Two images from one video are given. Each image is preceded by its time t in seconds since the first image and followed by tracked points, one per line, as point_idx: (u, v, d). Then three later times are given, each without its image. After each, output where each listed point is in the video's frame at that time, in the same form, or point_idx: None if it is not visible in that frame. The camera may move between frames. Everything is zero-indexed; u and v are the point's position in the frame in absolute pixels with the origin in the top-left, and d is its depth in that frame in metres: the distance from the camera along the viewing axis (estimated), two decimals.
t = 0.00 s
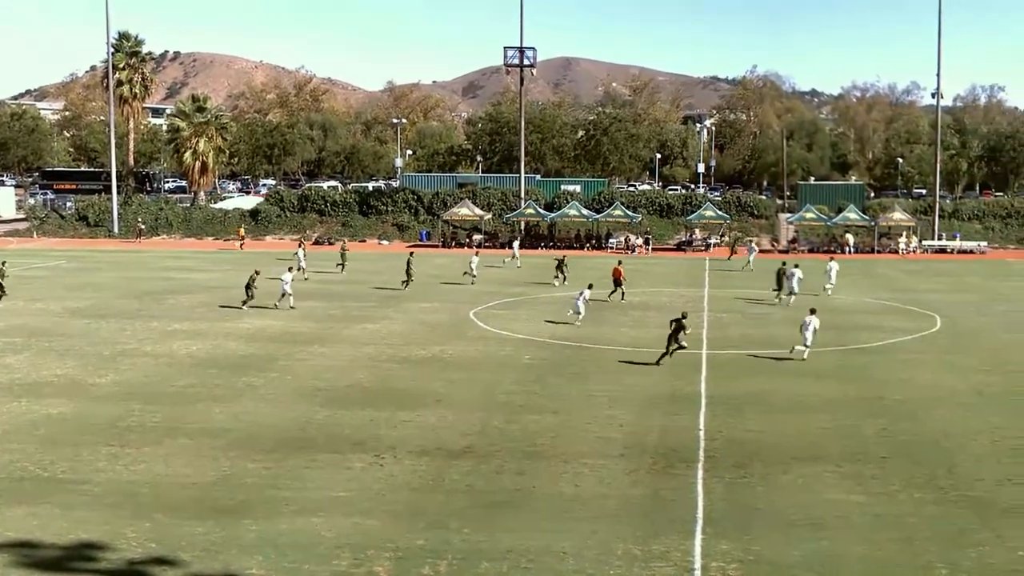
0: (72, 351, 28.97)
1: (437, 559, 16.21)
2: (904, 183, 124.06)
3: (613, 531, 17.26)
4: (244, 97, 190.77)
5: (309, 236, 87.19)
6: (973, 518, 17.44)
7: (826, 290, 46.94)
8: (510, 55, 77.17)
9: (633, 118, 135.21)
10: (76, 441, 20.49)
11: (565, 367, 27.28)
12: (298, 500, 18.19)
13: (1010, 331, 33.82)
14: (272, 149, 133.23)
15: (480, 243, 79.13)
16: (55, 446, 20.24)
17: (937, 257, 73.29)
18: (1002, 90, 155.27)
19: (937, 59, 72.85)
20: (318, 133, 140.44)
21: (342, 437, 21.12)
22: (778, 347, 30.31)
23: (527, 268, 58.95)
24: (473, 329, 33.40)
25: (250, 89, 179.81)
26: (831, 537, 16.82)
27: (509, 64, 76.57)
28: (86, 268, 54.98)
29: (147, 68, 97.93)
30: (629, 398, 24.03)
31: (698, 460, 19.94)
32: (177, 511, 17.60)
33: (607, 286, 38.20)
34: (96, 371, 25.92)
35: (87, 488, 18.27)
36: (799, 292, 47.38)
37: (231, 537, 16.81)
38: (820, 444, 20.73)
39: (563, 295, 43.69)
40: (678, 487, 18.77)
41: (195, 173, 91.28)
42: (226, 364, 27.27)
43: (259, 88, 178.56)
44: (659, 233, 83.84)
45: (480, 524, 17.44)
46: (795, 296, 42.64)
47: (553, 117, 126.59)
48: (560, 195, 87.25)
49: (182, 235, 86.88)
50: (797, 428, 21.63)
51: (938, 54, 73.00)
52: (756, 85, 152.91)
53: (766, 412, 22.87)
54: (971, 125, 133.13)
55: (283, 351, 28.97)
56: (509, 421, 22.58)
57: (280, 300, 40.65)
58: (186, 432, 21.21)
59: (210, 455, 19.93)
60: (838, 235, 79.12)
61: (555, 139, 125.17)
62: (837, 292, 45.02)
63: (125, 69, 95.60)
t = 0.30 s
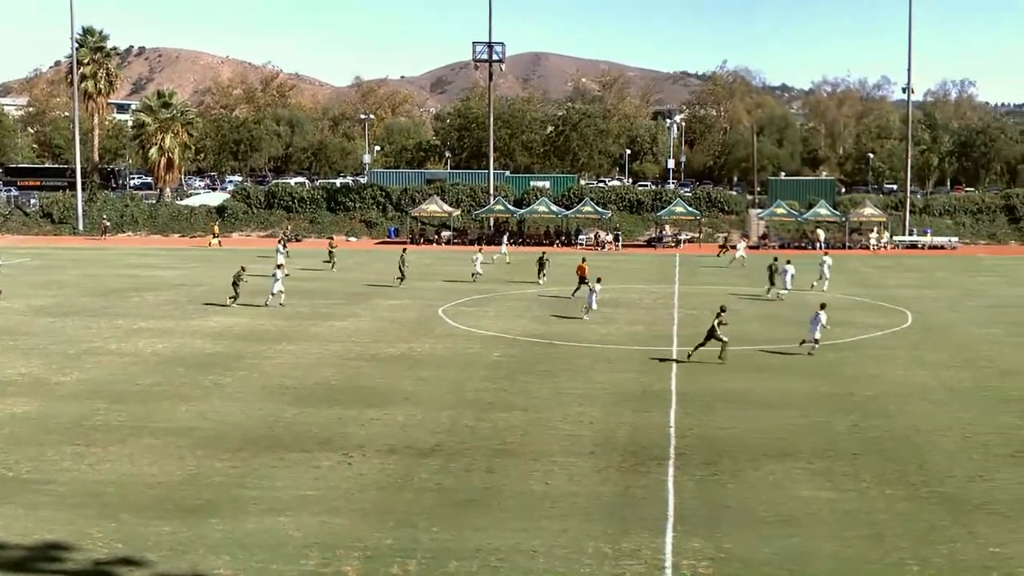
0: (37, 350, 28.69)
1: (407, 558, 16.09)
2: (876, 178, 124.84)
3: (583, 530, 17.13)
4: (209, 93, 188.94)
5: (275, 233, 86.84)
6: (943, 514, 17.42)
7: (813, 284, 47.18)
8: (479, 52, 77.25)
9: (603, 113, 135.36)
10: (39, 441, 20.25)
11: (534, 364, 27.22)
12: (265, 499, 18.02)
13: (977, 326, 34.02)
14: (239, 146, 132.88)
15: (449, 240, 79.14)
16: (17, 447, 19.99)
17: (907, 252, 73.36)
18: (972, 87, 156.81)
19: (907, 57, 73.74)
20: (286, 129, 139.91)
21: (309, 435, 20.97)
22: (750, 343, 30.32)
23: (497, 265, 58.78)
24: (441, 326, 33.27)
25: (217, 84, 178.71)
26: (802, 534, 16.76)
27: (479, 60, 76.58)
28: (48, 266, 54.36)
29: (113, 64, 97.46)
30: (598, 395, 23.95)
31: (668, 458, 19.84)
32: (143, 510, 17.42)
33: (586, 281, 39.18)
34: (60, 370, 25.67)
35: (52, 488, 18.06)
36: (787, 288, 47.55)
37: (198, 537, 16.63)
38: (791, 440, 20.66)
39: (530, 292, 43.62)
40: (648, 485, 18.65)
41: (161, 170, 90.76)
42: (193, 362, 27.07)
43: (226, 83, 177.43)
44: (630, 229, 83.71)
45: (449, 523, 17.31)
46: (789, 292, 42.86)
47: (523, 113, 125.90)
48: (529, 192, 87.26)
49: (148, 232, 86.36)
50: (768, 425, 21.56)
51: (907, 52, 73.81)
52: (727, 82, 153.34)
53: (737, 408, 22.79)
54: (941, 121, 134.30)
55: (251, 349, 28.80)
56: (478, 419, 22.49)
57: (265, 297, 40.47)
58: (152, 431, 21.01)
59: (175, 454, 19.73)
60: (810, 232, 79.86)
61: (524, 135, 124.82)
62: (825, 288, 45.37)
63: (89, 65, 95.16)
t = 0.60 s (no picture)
0: (10, 348, 28.50)
1: (383, 557, 16.02)
2: (853, 174, 124.73)
3: (561, 528, 17.06)
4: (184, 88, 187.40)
5: (250, 230, 86.72)
6: (921, 511, 17.40)
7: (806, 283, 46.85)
8: (455, 47, 77.00)
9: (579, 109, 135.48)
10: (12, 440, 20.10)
11: (511, 362, 27.12)
12: (240, 498, 17.92)
13: (954, 322, 34.08)
14: (213, 142, 133.29)
15: (425, 237, 79.16)
16: None
17: (884, 248, 73.51)
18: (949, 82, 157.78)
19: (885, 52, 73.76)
20: (260, 126, 139.40)
21: (285, 433, 20.86)
22: (731, 340, 30.22)
23: (476, 262, 58.54)
24: (418, 324, 33.11)
25: (190, 80, 178.11)
26: (780, 532, 16.76)
27: (454, 55, 76.36)
28: (20, 265, 53.92)
29: (86, 59, 97.09)
30: (575, 392, 23.87)
31: (645, 455, 19.78)
32: (118, 509, 17.33)
33: (560, 279, 39.86)
34: (33, 368, 25.53)
35: (25, 487, 17.94)
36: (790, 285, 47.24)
37: (173, 536, 16.54)
38: (769, 437, 20.63)
39: (507, 290, 43.42)
40: (626, 483, 18.57)
41: (135, 166, 90.33)
42: (169, 360, 26.96)
43: (200, 79, 176.89)
44: (607, 226, 84.02)
45: (425, 522, 17.23)
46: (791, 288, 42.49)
47: (499, 109, 125.92)
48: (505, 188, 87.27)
49: (122, 229, 85.99)
50: (747, 422, 21.51)
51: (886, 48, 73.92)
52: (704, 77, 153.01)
53: (716, 405, 22.74)
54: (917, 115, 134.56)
55: (227, 347, 28.69)
56: (455, 416, 22.41)
57: (259, 296, 40.25)
58: (127, 429, 20.92)
59: (150, 453, 19.60)
60: (788, 228, 80.69)
61: (500, 132, 124.52)
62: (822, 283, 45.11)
63: (62, 61, 94.78)
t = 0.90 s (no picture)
0: None
1: (357, 555, 15.95)
2: (828, 169, 128.95)
3: (535, 525, 17.01)
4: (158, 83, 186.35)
5: (223, 226, 86.86)
6: (897, 507, 17.38)
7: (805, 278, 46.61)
8: (429, 42, 76.82)
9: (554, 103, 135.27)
10: None
11: (486, 358, 27.04)
12: (213, 496, 17.82)
13: (928, 317, 34.14)
14: (185, 138, 131.69)
15: (399, 233, 79.14)
16: None
17: (859, 244, 73.94)
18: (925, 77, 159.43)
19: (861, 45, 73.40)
20: (233, 121, 138.88)
21: (258, 430, 20.75)
22: (708, 336, 30.20)
23: (451, 258, 58.33)
24: (391, 320, 32.97)
25: (161, 77, 177.71)
26: (755, 528, 16.74)
27: (428, 50, 76.22)
28: None
29: (57, 54, 96.49)
30: (549, 388, 23.82)
31: (620, 452, 19.72)
32: (90, 508, 17.21)
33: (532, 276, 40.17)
34: (2, 366, 25.32)
35: None
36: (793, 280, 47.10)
37: (146, 535, 16.42)
38: (745, 432, 20.60)
39: (479, 286, 43.26)
40: (601, 479, 18.51)
41: (107, 162, 89.74)
42: (142, 358, 26.80)
43: (172, 76, 176.36)
44: (581, 222, 84.58)
45: (400, 520, 17.13)
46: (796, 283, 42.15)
47: (473, 104, 124.54)
48: (479, 182, 87.33)
49: (93, 226, 85.42)
50: (723, 418, 21.44)
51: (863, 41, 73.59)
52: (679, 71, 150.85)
53: (691, 401, 22.70)
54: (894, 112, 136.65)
55: (199, 344, 28.54)
56: (429, 412, 22.38)
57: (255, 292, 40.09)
58: (99, 428, 20.78)
59: (122, 451, 19.50)
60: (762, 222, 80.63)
61: (474, 127, 123.19)
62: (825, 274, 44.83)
63: (32, 56, 94.26)
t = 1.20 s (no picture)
0: None
1: (332, 551, 15.94)
2: (803, 164, 125.57)
3: (511, 520, 17.02)
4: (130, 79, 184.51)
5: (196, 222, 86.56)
6: (872, 500, 17.43)
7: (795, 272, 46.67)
8: (403, 37, 76.75)
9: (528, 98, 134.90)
10: None
11: (460, 352, 27.01)
12: (188, 492, 17.78)
13: (902, 311, 34.28)
14: (159, 132, 131.12)
15: (374, 228, 79.06)
16: None
17: (833, 238, 74.35)
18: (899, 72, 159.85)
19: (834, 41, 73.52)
20: (206, 117, 138.12)
21: (233, 426, 20.70)
22: (684, 330, 30.21)
23: (426, 253, 58.18)
24: (366, 315, 32.93)
25: (135, 70, 177.09)
26: (731, 522, 16.78)
27: (402, 45, 76.07)
28: None
29: (29, 49, 94.76)
30: (524, 383, 23.81)
31: (595, 446, 19.71)
32: (64, 504, 17.16)
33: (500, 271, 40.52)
34: None
35: None
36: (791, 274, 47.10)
37: (120, 531, 16.37)
38: (720, 426, 20.62)
39: (451, 281, 43.15)
40: (576, 474, 18.51)
41: (80, 157, 89.34)
42: (115, 354, 26.72)
43: (145, 70, 175.58)
44: (557, 217, 84.54)
45: (375, 515, 17.12)
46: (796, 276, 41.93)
47: (447, 98, 124.21)
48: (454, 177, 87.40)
49: (67, 221, 85.44)
50: (699, 413, 21.46)
51: (835, 36, 73.70)
52: (654, 67, 150.96)
53: (667, 396, 22.72)
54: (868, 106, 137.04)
55: (173, 340, 28.46)
56: (403, 407, 22.37)
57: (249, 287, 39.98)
58: (73, 424, 20.72)
59: (97, 447, 19.43)
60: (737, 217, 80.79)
61: (448, 121, 122.71)
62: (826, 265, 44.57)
63: (5, 51, 92.45)
